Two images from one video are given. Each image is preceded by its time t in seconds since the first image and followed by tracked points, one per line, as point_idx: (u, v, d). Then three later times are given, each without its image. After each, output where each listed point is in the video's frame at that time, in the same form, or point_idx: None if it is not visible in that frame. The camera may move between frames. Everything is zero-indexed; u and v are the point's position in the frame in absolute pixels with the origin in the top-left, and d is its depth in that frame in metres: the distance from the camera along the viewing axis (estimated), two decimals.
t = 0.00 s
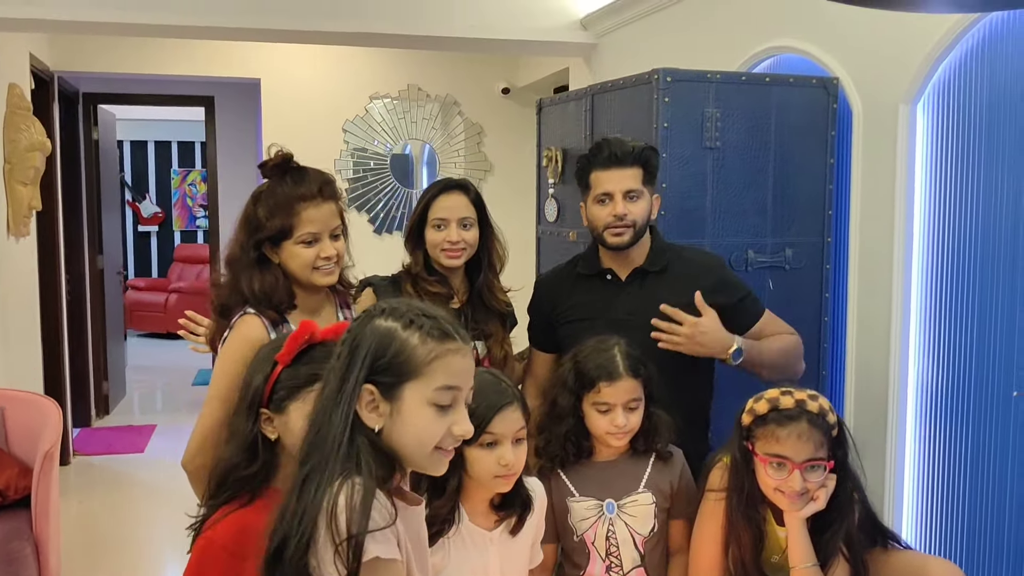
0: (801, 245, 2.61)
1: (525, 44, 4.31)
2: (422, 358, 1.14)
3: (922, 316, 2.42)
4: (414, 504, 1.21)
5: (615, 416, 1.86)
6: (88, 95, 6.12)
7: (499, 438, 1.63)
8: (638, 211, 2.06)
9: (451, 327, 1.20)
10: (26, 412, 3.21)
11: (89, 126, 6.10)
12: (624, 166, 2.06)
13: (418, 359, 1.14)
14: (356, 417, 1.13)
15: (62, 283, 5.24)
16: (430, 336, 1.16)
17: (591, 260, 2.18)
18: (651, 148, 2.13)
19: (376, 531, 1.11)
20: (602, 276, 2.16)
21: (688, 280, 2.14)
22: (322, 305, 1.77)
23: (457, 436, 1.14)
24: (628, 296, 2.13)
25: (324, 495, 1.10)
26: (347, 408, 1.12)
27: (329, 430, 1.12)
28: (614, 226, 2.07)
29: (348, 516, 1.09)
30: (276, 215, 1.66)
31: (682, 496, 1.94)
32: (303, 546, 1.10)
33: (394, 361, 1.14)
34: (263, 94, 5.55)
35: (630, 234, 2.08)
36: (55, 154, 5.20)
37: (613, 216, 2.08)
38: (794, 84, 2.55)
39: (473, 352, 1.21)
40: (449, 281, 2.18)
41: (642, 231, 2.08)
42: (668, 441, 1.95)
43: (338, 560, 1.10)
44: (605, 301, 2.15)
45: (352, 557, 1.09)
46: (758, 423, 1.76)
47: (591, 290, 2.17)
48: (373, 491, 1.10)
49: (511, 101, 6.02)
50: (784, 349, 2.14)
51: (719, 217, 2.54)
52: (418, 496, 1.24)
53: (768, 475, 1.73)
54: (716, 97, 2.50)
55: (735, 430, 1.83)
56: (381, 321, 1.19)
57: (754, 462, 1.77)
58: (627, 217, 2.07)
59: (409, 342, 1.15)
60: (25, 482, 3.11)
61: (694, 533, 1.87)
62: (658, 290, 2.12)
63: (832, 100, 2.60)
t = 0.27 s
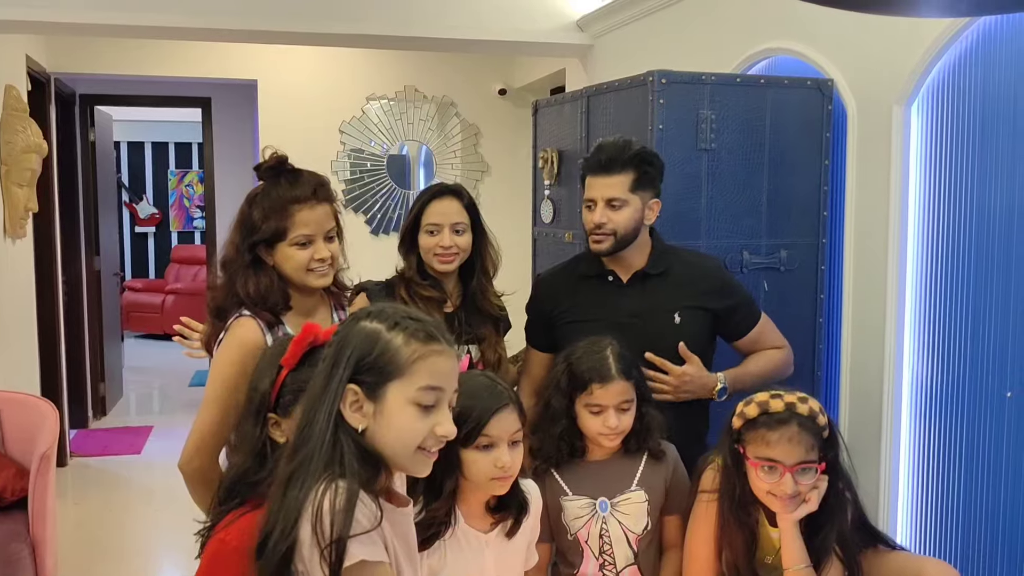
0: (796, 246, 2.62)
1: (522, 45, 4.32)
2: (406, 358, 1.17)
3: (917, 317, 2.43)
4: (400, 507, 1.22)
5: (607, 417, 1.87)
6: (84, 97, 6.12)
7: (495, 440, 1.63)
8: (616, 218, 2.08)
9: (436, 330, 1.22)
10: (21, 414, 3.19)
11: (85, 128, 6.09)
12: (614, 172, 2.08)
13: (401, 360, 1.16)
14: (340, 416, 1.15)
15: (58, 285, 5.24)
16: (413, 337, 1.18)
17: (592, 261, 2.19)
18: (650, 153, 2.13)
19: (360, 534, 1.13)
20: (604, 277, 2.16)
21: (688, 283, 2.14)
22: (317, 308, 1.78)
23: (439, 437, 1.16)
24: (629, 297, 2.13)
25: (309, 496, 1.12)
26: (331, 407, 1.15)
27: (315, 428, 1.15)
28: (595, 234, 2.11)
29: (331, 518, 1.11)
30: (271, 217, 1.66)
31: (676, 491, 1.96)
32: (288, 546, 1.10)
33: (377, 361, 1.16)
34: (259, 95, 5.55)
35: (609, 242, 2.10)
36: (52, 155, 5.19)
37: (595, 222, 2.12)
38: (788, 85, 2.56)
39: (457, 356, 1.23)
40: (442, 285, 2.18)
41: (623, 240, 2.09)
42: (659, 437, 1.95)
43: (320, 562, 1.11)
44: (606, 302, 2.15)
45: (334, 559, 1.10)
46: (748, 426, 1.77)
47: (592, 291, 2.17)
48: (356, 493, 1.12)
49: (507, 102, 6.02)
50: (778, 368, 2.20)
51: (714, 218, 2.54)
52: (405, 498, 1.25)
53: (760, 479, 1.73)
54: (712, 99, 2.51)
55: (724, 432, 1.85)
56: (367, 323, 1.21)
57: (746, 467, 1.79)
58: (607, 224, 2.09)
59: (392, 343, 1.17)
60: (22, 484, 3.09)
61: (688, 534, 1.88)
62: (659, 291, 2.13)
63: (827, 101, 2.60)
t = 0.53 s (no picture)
0: (796, 245, 2.62)
1: (522, 44, 4.31)
2: (401, 357, 1.16)
3: (917, 317, 2.43)
4: (403, 505, 1.21)
5: (603, 416, 1.86)
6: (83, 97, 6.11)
7: (494, 440, 1.63)
8: (607, 221, 2.07)
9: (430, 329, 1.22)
10: (19, 415, 3.17)
11: (84, 127, 6.09)
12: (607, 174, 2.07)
13: (397, 358, 1.16)
14: (337, 416, 1.14)
15: (57, 285, 5.23)
16: (409, 335, 1.18)
17: (594, 259, 2.19)
18: (647, 152, 2.11)
19: (364, 526, 1.11)
20: (605, 276, 2.16)
21: (690, 282, 2.13)
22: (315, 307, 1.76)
23: (435, 435, 1.16)
24: (630, 296, 2.13)
25: (311, 492, 1.11)
26: (327, 407, 1.14)
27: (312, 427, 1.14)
28: (588, 235, 2.12)
29: (335, 512, 1.10)
30: (264, 214, 1.65)
31: (672, 490, 1.95)
32: (293, 544, 1.10)
33: (373, 360, 1.16)
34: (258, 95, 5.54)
35: (602, 244, 2.10)
36: (50, 155, 5.19)
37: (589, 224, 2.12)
38: (788, 85, 2.56)
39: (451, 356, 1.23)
40: (437, 287, 2.17)
41: (614, 243, 2.09)
42: (655, 437, 1.96)
43: (327, 558, 1.09)
44: (607, 301, 2.14)
45: (341, 553, 1.09)
46: (746, 426, 1.76)
47: (593, 290, 2.16)
48: (358, 489, 1.11)
49: (507, 102, 6.01)
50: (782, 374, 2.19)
51: (714, 217, 2.54)
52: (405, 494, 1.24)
53: (760, 479, 1.72)
54: (711, 98, 2.50)
55: (723, 433, 1.84)
56: (361, 322, 1.21)
57: (744, 466, 1.78)
58: (599, 227, 2.09)
59: (388, 342, 1.17)
60: (20, 484, 3.08)
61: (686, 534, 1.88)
62: (661, 290, 2.12)
63: (827, 100, 2.59)
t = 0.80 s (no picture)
0: (796, 245, 2.61)
1: (521, 44, 4.31)
2: (400, 356, 1.16)
3: (918, 317, 2.42)
4: (405, 503, 1.20)
5: (599, 415, 1.85)
6: (82, 96, 6.10)
7: (494, 440, 1.62)
8: (608, 222, 2.06)
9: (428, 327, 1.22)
10: (16, 416, 3.16)
11: (83, 127, 6.08)
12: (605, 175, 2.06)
13: (395, 357, 1.15)
14: (337, 416, 1.14)
15: (56, 285, 5.22)
16: (406, 334, 1.18)
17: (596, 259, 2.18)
18: (645, 152, 2.10)
19: (369, 523, 1.10)
20: (607, 275, 2.15)
21: (691, 282, 2.12)
22: (314, 306, 1.76)
23: (434, 433, 1.15)
24: (632, 296, 2.12)
25: (314, 490, 1.11)
26: (327, 407, 1.14)
27: (311, 426, 1.14)
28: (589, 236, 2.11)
29: (339, 510, 1.08)
30: (260, 213, 1.65)
31: (670, 489, 1.94)
32: (294, 543, 1.10)
33: (371, 359, 1.15)
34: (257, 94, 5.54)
35: (603, 246, 2.09)
36: (49, 155, 5.18)
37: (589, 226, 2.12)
38: (788, 84, 2.55)
39: (449, 354, 1.22)
40: (432, 287, 2.15)
41: (615, 245, 2.08)
42: (653, 435, 1.95)
43: (332, 556, 1.08)
44: (608, 302, 2.14)
45: (345, 552, 1.08)
46: (744, 427, 1.76)
47: (595, 290, 2.16)
48: (362, 487, 1.10)
49: (506, 101, 6.01)
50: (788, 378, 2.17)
51: (714, 216, 2.53)
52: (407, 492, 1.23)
53: (757, 480, 1.72)
54: (711, 97, 2.50)
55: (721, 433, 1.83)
56: (359, 322, 1.20)
57: (742, 467, 1.78)
58: (599, 229, 2.09)
59: (386, 341, 1.17)
60: (18, 485, 3.07)
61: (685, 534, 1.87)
62: (662, 290, 2.11)
63: (828, 99, 2.58)
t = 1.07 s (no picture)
0: (794, 244, 2.61)
1: (520, 43, 4.30)
2: (394, 357, 1.15)
3: (916, 318, 2.41)
4: (394, 503, 1.20)
5: (595, 413, 1.85)
6: (80, 95, 6.09)
7: (493, 440, 1.61)
8: (619, 220, 2.05)
9: (422, 329, 1.21)
10: (12, 416, 3.15)
11: (81, 126, 6.07)
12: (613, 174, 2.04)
13: (389, 358, 1.15)
14: (328, 417, 1.13)
15: (53, 284, 5.20)
16: (401, 335, 1.17)
17: (597, 259, 2.18)
18: (651, 152, 2.10)
19: (359, 526, 1.11)
20: (607, 274, 2.15)
21: (693, 283, 2.11)
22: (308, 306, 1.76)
23: (426, 435, 1.15)
24: (632, 296, 2.11)
25: (302, 492, 1.10)
26: (319, 407, 1.13)
27: (301, 424, 1.13)
28: (598, 236, 2.09)
29: (329, 512, 1.08)
30: (259, 213, 1.64)
31: (668, 489, 1.93)
32: (283, 544, 1.08)
33: (366, 360, 1.14)
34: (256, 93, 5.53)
35: (613, 244, 2.08)
36: (47, 154, 5.17)
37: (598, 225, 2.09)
38: (786, 83, 2.55)
39: (441, 355, 1.22)
40: (427, 287, 2.15)
41: (625, 243, 2.07)
42: (649, 434, 1.94)
43: (321, 558, 1.08)
44: (607, 301, 2.13)
45: (335, 553, 1.08)
46: (742, 427, 1.75)
47: (594, 289, 2.15)
48: (352, 488, 1.10)
49: (505, 101, 6.00)
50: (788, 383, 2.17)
51: (712, 216, 2.53)
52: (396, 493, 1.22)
53: (754, 482, 1.71)
54: (709, 96, 2.49)
55: (721, 432, 1.83)
56: (353, 322, 1.19)
57: (739, 467, 1.77)
58: (609, 226, 2.07)
59: (380, 342, 1.16)
60: (15, 484, 3.07)
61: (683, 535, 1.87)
62: (662, 290, 2.10)
63: (826, 98, 2.58)
